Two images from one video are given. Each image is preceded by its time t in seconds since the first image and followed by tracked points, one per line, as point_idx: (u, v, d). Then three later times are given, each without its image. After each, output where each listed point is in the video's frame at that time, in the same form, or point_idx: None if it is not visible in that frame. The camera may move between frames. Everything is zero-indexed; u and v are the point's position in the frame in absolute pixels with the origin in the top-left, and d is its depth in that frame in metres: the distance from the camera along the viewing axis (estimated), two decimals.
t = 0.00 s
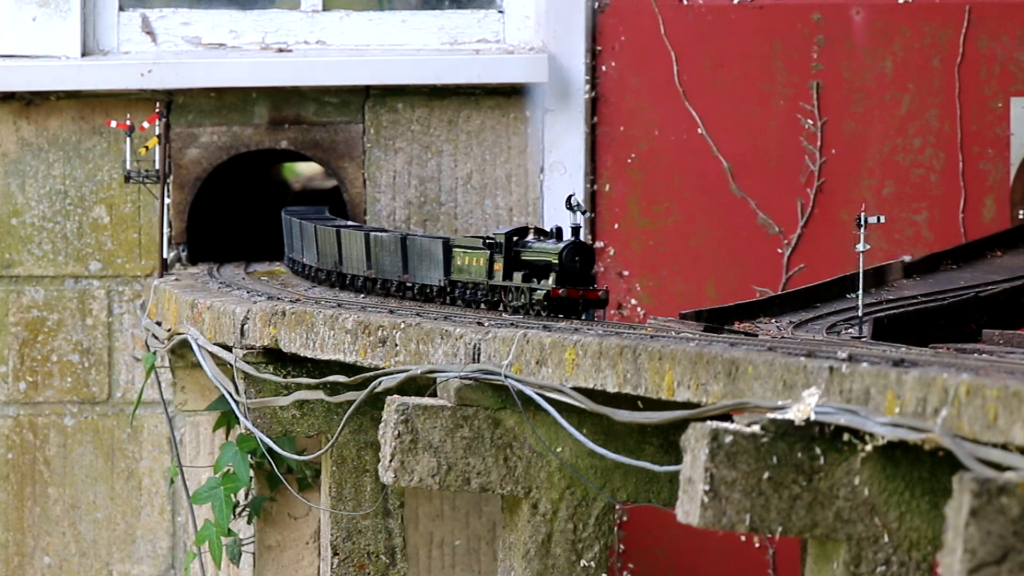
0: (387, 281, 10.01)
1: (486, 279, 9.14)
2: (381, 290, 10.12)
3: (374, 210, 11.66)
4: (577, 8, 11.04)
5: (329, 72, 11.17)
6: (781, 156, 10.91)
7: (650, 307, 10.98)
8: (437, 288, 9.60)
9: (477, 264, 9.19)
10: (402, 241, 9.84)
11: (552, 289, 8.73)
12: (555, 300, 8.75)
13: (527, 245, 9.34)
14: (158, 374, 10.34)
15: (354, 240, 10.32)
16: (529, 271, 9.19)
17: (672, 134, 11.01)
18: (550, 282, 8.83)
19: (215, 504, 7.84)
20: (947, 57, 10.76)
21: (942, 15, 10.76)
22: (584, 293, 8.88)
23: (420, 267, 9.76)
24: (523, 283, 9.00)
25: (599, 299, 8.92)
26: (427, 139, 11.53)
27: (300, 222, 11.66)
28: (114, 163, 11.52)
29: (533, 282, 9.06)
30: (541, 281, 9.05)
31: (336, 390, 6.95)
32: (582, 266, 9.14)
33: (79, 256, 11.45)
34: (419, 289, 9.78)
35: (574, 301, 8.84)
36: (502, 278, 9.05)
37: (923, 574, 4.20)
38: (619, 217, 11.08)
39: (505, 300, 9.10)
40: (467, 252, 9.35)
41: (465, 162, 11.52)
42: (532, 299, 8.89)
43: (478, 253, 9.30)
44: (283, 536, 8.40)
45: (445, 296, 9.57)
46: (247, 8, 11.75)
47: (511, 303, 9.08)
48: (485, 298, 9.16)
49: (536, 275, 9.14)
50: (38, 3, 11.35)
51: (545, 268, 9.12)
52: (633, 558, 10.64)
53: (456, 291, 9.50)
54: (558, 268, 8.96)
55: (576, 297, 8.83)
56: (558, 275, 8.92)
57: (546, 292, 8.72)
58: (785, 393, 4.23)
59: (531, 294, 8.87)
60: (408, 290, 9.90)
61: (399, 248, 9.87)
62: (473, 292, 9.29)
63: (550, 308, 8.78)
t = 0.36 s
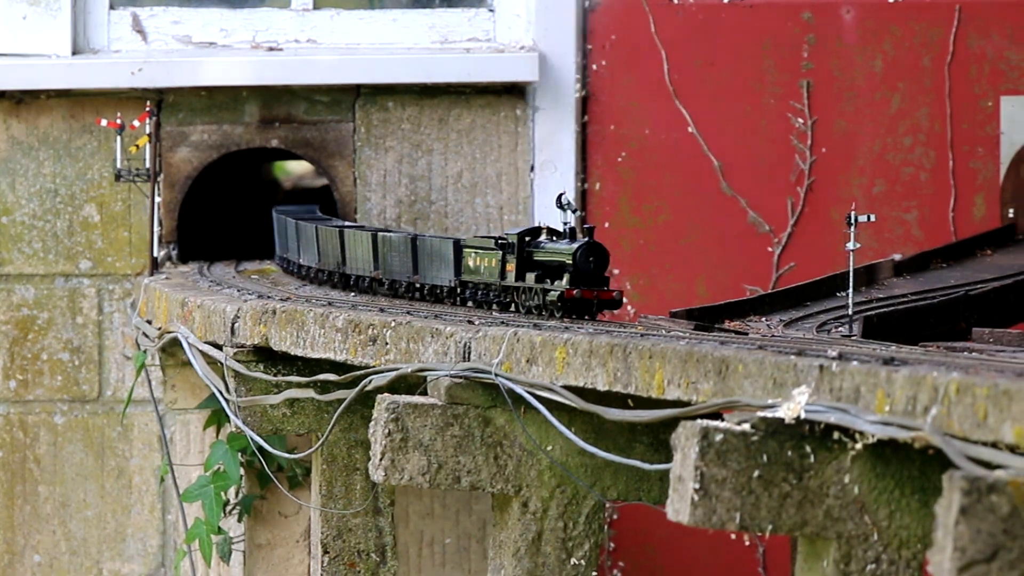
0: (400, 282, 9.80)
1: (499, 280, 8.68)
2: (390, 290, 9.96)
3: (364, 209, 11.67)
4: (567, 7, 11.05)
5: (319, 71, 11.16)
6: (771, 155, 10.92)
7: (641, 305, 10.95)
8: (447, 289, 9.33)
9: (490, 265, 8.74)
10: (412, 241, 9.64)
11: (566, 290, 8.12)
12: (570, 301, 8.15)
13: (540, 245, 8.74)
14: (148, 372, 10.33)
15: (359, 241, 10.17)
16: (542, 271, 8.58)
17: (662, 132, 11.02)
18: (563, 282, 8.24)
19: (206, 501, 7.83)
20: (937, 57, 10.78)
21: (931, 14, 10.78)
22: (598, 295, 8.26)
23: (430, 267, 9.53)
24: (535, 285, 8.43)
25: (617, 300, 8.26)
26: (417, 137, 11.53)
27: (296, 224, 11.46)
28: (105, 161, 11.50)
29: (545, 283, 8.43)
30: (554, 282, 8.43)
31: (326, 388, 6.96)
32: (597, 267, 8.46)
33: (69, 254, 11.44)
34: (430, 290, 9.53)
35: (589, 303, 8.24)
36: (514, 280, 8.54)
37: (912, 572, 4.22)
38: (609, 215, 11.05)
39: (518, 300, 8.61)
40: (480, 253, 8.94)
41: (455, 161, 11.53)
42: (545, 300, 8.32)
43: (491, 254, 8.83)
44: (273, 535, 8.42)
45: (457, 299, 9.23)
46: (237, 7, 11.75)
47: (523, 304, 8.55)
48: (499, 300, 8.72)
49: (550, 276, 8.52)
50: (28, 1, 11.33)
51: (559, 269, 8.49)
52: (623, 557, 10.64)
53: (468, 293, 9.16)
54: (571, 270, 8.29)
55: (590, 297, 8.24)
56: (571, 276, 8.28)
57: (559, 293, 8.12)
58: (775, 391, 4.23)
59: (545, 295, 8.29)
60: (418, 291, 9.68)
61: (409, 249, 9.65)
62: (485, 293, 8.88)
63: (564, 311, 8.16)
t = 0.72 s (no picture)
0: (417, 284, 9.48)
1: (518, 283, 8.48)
2: (405, 292, 9.63)
3: (360, 208, 11.67)
4: (563, 7, 11.03)
5: (315, 71, 11.16)
6: (768, 155, 10.92)
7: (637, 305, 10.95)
8: (465, 292, 9.02)
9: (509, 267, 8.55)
10: (428, 243, 9.31)
11: (588, 293, 7.95)
12: (591, 304, 7.97)
13: (560, 247, 8.58)
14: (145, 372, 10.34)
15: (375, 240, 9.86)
16: (562, 274, 8.38)
17: (658, 132, 11.03)
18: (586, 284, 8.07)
19: (202, 502, 7.82)
20: (932, 56, 10.78)
21: (927, 14, 10.78)
22: (621, 297, 8.10)
23: (448, 269, 9.19)
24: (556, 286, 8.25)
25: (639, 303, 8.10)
26: (413, 137, 11.53)
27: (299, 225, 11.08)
28: (101, 161, 11.50)
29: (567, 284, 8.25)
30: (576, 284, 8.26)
31: (323, 388, 6.97)
32: (619, 269, 8.35)
33: (65, 254, 11.42)
34: (447, 293, 9.22)
35: (611, 305, 8.08)
36: (534, 282, 8.35)
37: (909, 572, 4.22)
38: (605, 215, 11.07)
39: (537, 303, 8.42)
40: (497, 255, 8.74)
41: (451, 161, 11.52)
42: (567, 303, 8.11)
43: (511, 256, 8.64)
44: (269, 535, 8.47)
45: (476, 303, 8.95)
46: (233, 7, 11.74)
47: (543, 307, 8.38)
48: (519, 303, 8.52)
49: (570, 278, 8.35)
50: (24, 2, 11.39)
51: (579, 272, 8.31)
52: (619, 556, 10.64)
53: (486, 296, 8.91)
54: (594, 272, 8.15)
55: (612, 300, 8.05)
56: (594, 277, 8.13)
57: (582, 295, 7.95)
58: (771, 391, 4.23)
59: (566, 297, 8.11)
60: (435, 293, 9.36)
61: (425, 251, 9.33)
62: (504, 295, 8.71)
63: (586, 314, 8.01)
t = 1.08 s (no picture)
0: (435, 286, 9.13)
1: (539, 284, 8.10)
2: (422, 295, 9.33)
3: (356, 207, 11.66)
4: (559, 6, 11.04)
5: (311, 69, 11.16)
6: (764, 153, 10.87)
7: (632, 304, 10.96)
8: (483, 293, 8.66)
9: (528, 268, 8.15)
10: (445, 244, 8.95)
11: (611, 293, 7.57)
12: (614, 305, 7.58)
13: (582, 247, 8.18)
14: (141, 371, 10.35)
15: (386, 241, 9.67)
16: (583, 274, 8.03)
17: (655, 131, 11.03)
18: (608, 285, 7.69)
19: (198, 501, 7.80)
20: (929, 55, 10.68)
21: (923, 12, 10.67)
22: (644, 298, 7.70)
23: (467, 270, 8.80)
24: (577, 287, 7.87)
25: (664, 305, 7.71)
26: (410, 136, 11.53)
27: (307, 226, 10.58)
28: (96, 160, 11.49)
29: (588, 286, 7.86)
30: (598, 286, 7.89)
31: (319, 387, 6.97)
32: (642, 271, 8.00)
33: (61, 253, 11.41)
34: (465, 293, 8.84)
35: (634, 307, 7.70)
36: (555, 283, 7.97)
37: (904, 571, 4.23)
38: (602, 214, 11.09)
39: (558, 305, 8.06)
40: (517, 255, 8.36)
41: (447, 159, 11.52)
42: (588, 305, 7.75)
43: (531, 257, 8.26)
44: (265, 534, 8.50)
45: (496, 304, 8.56)
46: (229, 5, 11.75)
47: (564, 308, 8.00)
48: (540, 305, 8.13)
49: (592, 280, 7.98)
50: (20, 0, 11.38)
51: (601, 273, 7.96)
52: (615, 556, 10.67)
53: (506, 296, 8.52)
54: (616, 272, 7.80)
55: (636, 301, 7.66)
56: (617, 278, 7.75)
57: (604, 296, 7.56)
58: (767, 390, 4.24)
59: (588, 299, 7.73)
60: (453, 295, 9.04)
61: (443, 251, 8.96)
62: (524, 296, 8.35)
63: (609, 315, 7.61)
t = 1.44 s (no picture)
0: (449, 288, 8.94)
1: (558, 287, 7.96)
2: (438, 298, 9.10)
3: (351, 207, 11.67)
4: (554, 6, 11.05)
5: (306, 69, 11.17)
6: (758, 152, 10.87)
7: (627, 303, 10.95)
8: (501, 295, 8.49)
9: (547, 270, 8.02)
10: (461, 244, 8.80)
11: (633, 295, 7.44)
12: (636, 307, 7.45)
13: (603, 249, 8.06)
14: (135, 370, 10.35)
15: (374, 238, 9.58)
16: (605, 276, 7.89)
17: (649, 131, 11.02)
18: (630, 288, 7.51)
19: (192, 500, 7.80)
20: (923, 54, 10.68)
21: (917, 12, 10.68)
22: (666, 301, 7.53)
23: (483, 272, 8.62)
24: (598, 289, 7.69)
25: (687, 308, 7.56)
26: (404, 136, 11.54)
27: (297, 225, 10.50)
28: (91, 160, 11.50)
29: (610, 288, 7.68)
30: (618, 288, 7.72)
31: (314, 387, 6.97)
32: (665, 274, 7.80)
33: (55, 252, 11.40)
34: (482, 295, 8.62)
35: (656, 309, 7.55)
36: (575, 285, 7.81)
37: (898, 570, 4.26)
38: (596, 214, 11.07)
39: (578, 308, 7.89)
40: (536, 257, 8.21)
41: (442, 159, 11.53)
42: (608, 307, 7.59)
43: (549, 259, 8.13)
44: (260, 534, 8.49)
45: (513, 306, 8.42)
46: (224, 5, 11.73)
47: (584, 311, 7.81)
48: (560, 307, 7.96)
49: (612, 282, 7.83)
50: None
51: (622, 275, 7.82)
52: (610, 555, 10.66)
53: (524, 298, 8.37)
54: (638, 274, 7.63)
55: (658, 304, 7.51)
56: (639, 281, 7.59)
57: (626, 298, 7.42)
58: (762, 389, 4.25)
59: (609, 301, 7.55)
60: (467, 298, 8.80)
61: (460, 252, 8.81)
62: (544, 298, 8.16)
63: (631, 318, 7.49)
